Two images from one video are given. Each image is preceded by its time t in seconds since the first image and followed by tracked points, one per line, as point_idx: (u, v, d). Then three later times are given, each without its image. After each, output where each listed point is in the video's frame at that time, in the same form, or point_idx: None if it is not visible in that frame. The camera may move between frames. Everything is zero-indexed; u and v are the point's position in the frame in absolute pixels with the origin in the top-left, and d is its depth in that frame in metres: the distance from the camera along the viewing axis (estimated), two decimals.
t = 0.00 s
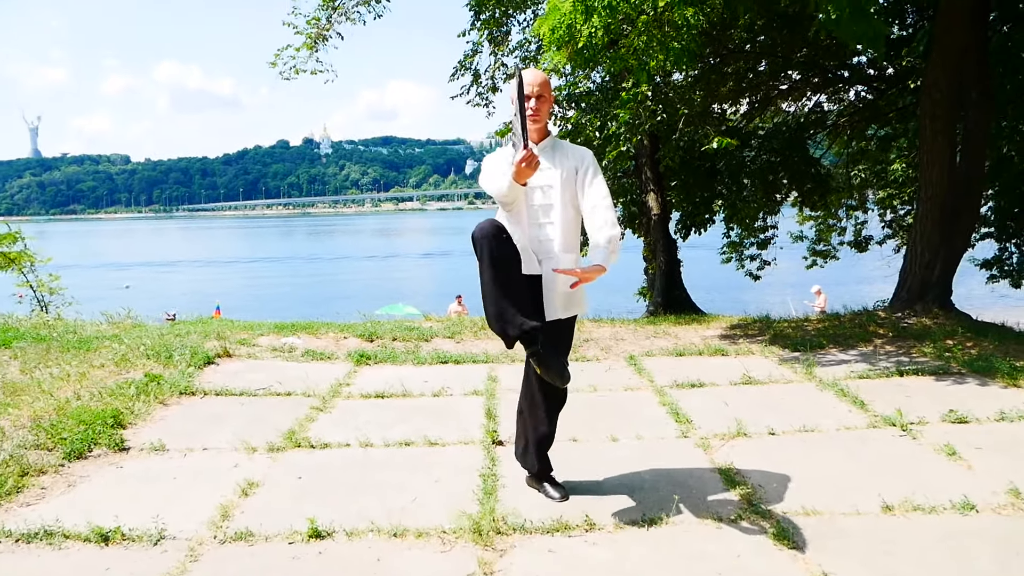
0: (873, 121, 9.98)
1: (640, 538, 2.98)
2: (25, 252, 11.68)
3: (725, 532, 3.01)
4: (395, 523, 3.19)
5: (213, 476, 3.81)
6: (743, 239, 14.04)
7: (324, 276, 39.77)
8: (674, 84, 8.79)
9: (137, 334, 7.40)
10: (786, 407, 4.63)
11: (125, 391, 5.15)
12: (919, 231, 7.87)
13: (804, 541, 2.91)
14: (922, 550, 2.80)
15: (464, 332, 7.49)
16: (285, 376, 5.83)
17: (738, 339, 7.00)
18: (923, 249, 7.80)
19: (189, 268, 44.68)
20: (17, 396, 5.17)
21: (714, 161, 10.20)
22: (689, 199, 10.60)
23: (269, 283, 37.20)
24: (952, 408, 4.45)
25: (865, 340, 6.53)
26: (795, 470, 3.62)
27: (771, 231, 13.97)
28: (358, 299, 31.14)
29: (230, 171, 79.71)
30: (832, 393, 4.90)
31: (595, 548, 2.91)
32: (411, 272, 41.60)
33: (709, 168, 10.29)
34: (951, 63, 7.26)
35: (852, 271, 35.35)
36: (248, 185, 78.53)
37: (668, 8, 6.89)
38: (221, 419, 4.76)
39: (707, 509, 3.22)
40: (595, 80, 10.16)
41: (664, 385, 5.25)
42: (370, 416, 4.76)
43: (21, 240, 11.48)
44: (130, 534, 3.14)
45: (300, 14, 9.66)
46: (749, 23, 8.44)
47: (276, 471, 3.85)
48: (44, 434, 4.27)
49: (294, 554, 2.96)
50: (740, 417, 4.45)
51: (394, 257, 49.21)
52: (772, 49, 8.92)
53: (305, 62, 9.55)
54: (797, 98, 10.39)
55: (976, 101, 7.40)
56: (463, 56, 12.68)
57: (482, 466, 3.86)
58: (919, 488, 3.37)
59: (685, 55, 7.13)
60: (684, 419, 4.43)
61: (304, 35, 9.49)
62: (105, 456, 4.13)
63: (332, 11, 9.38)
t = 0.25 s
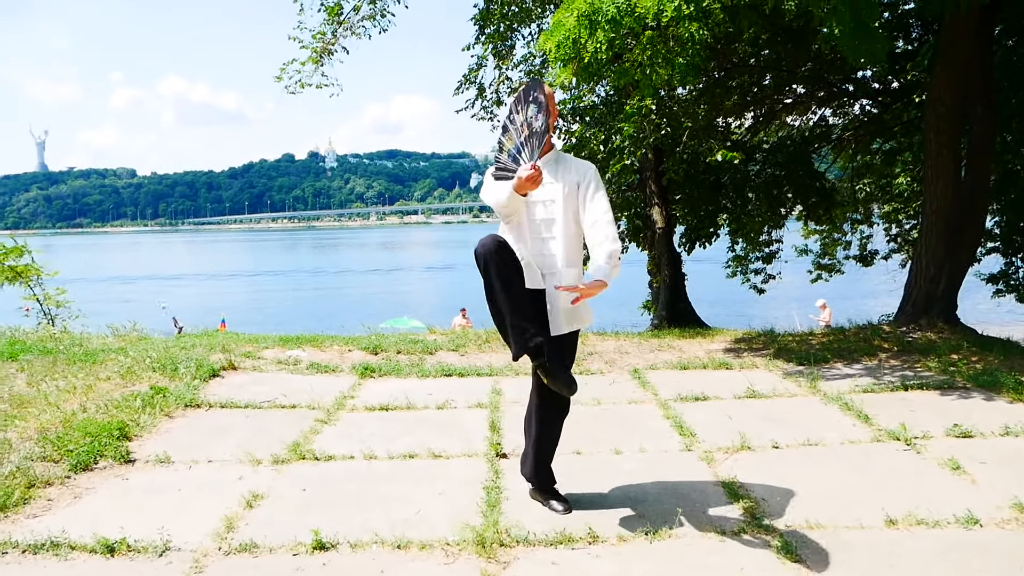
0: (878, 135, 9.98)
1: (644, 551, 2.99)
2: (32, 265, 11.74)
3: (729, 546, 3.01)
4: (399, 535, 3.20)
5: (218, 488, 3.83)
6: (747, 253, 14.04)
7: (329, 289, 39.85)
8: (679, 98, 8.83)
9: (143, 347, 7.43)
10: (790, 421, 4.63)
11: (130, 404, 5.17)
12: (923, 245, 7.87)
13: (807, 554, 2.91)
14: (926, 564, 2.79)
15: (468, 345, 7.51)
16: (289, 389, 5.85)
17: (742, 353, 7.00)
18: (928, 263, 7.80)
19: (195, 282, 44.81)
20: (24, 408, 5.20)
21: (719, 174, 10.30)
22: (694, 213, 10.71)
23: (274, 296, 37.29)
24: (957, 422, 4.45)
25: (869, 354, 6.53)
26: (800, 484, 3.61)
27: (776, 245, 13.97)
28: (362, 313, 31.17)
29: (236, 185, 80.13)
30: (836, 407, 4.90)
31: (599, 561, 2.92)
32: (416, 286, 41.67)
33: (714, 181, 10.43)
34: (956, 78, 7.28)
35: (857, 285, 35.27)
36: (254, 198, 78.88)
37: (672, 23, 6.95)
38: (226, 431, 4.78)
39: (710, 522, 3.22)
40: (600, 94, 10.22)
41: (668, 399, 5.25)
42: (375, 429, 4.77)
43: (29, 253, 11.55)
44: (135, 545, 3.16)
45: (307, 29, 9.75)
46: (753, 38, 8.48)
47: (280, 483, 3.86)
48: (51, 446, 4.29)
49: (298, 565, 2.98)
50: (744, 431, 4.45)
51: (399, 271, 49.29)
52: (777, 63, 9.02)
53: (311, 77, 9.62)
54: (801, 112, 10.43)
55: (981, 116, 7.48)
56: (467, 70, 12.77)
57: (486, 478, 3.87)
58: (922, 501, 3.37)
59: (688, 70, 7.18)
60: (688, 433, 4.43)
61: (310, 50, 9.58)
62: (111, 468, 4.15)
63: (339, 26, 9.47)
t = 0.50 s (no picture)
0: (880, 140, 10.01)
1: (644, 554, 3.00)
2: (35, 269, 11.77)
3: (729, 548, 3.02)
4: (401, 537, 3.21)
5: (220, 491, 3.84)
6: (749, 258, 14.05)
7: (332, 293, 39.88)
8: (682, 103, 8.87)
9: (146, 351, 7.45)
10: (791, 425, 4.64)
11: (133, 408, 5.19)
12: (925, 249, 7.87)
13: (807, 557, 2.91)
14: (925, 567, 2.80)
15: (470, 349, 7.53)
16: (292, 392, 5.87)
17: (744, 357, 7.01)
18: (930, 268, 7.80)
19: (197, 286, 44.85)
20: (27, 412, 5.22)
21: (721, 179, 10.43)
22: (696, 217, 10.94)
23: (276, 300, 37.33)
24: (958, 426, 4.45)
25: (871, 358, 6.53)
26: (801, 488, 3.62)
27: (778, 250, 13.98)
28: (364, 317, 31.18)
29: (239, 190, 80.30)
30: (838, 411, 4.90)
31: (599, 564, 2.93)
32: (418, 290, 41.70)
33: (716, 187, 10.53)
34: (958, 84, 7.30)
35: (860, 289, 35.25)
36: (257, 203, 79.02)
37: (675, 30, 6.99)
38: (228, 434, 4.79)
39: (711, 525, 3.23)
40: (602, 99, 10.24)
41: (670, 403, 5.26)
42: (377, 432, 4.78)
43: (32, 257, 11.57)
44: (138, 548, 3.17)
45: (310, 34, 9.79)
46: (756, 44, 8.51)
47: (282, 487, 3.87)
48: (54, 449, 4.31)
49: (299, 568, 2.99)
50: (745, 435, 4.45)
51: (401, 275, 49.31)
52: (779, 67, 9.05)
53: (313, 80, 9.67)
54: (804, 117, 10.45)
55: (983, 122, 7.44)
56: (470, 75, 12.81)
57: (488, 482, 3.88)
58: (923, 505, 3.37)
59: (691, 75, 7.20)
60: (689, 436, 4.44)
61: (313, 55, 9.61)
62: (114, 471, 4.17)
63: (342, 31, 9.51)
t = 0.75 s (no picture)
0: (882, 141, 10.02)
1: (644, 554, 3.00)
2: (38, 271, 11.79)
3: (729, 548, 3.02)
4: (402, 537, 3.22)
5: (222, 491, 3.86)
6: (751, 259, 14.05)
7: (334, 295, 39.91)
8: (683, 105, 8.89)
9: (149, 352, 7.47)
10: (791, 425, 4.65)
11: (136, 409, 5.21)
12: (927, 249, 7.87)
13: (806, 557, 2.92)
14: (924, 567, 2.81)
15: (472, 350, 7.54)
16: (294, 393, 5.89)
17: (746, 358, 7.02)
18: (931, 269, 7.81)
19: (199, 288, 44.90)
20: (30, 413, 5.24)
21: (722, 180, 10.45)
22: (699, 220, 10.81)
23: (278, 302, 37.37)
24: (959, 427, 4.46)
25: (872, 359, 6.54)
26: (802, 488, 3.63)
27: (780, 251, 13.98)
28: (366, 318, 31.20)
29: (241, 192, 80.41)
30: (838, 411, 4.91)
31: (600, 564, 2.93)
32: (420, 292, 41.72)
33: (717, 188, 10.53)
34: (959, 85, 7.30)
35: (862, 291, 35.23)
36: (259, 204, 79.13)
37: (676, 32, 7.02)
38: (230, 435, 4.81)
39: (711, 525, 3.24)
40: (604, 101, 10.26)
41: (671, 403, 5.27)
42: (378, 433, 4.80)
43: (35, 259, 11.60)
44: (140, 548, 3.18)
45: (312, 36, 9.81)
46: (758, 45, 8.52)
47: (284, 487, 3.89)
48: (57, 450, 4.33)
49: (301, 568, 3.00)
50: (746, 435, 4.46)
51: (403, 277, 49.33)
52: (781, 69, 9.06)
53: (316, 83, 9.44)
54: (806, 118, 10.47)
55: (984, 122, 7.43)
56: (472, 77, 12.83)
57: (489, 482, 3.89)
58: (922, 505, 3.38)
59: (692, 76, 7.23)
60: (690, 437, 4.45)
61: (315, 57, 9.64)
62: (116, 472, 4.18)
63: (344, 33, 9.53)
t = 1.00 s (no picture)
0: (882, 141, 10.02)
1: (644, 553, 3.02)
2: (40, 273, 11.82)
3: (727, 547, 3.04)
4: (402, 537, 3.24)
5: (223, 492, 3.87)
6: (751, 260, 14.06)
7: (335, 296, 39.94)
8: (682, 106, 8.90)
9: (150, 354, 7.49)
10: (790, 425, 4.66)
11: (137, 410, 5.23)
12: (927, 250, 7.88)
13: (804, 555, 2.94)
14: (922, 565, 2.82)
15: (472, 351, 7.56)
16: (295, 394, 5.91)
17: (745, 358, 7.04)
18: (930, 270, 7.83)
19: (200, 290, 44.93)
20: (32, 414, 5.26)
21: (722, 181, 10.51)
22: (699, 220, 10.94)
23: (279, 304, 37.41)
24: (957, 427, 4.47)
25: (871, 359, 6.55)
26: (800, 487, 3.65)
27: (780, 252, 14.00)
28: (367, 320, 31.22)
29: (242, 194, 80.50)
30: (837, 411, 4.92)
31: (599, 562, 2.95)
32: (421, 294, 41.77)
33: (717, 189, 10.58)
34: (957, 86, 7.32)
35: (863, 292, 35.24)
36: (260, 206, 79.20)
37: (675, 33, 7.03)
38: (231, 436, 4.83)
39: (710, 524, 3.26)
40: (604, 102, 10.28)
41: (670, 404, 5.28)
42: (379, 433, 4.82)
43: (37, 262, 11.64)
44: (142, 548, 3.20)
45: (312, 39, 9.84)
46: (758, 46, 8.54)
47: (285, 487, 3.90)
48: (59, 451, 4.35)
49: (302, 567, 3.02)
50: (745, 435, 4.48)
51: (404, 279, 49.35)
52: (781, 70, 9.08)
53: (317, 84, 9.81)
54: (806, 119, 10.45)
55: (983, 123, 7.46)
56: (472, 78, 12.86)
57: (489, 482, 3.90)
58: (920, 504, 3.39)
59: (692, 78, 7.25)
60: (689, 437, 4.46)
61: (316, 59, 9.66)
62: (118, 472, 4.20)
63: (344, 35, 9.56)
